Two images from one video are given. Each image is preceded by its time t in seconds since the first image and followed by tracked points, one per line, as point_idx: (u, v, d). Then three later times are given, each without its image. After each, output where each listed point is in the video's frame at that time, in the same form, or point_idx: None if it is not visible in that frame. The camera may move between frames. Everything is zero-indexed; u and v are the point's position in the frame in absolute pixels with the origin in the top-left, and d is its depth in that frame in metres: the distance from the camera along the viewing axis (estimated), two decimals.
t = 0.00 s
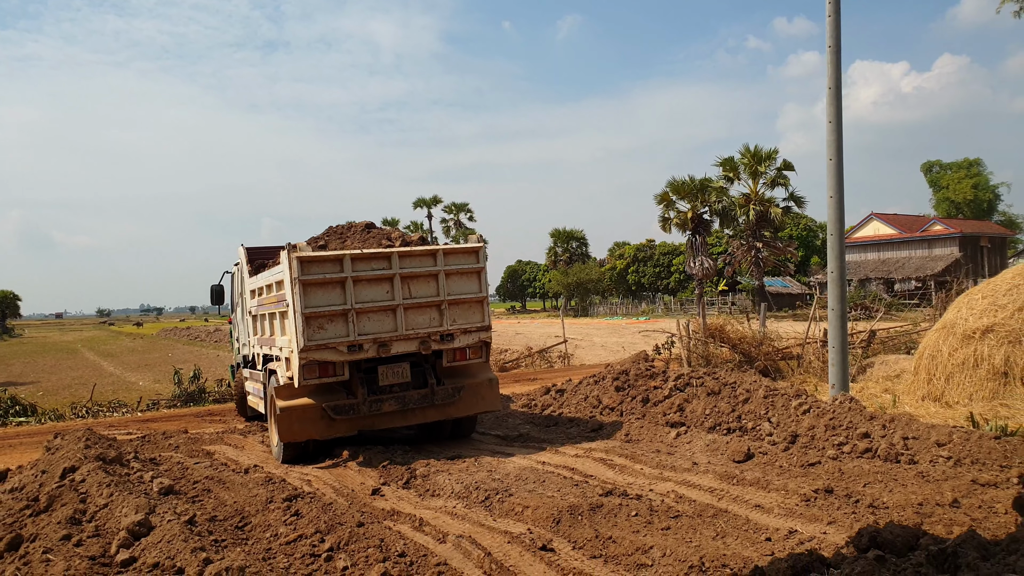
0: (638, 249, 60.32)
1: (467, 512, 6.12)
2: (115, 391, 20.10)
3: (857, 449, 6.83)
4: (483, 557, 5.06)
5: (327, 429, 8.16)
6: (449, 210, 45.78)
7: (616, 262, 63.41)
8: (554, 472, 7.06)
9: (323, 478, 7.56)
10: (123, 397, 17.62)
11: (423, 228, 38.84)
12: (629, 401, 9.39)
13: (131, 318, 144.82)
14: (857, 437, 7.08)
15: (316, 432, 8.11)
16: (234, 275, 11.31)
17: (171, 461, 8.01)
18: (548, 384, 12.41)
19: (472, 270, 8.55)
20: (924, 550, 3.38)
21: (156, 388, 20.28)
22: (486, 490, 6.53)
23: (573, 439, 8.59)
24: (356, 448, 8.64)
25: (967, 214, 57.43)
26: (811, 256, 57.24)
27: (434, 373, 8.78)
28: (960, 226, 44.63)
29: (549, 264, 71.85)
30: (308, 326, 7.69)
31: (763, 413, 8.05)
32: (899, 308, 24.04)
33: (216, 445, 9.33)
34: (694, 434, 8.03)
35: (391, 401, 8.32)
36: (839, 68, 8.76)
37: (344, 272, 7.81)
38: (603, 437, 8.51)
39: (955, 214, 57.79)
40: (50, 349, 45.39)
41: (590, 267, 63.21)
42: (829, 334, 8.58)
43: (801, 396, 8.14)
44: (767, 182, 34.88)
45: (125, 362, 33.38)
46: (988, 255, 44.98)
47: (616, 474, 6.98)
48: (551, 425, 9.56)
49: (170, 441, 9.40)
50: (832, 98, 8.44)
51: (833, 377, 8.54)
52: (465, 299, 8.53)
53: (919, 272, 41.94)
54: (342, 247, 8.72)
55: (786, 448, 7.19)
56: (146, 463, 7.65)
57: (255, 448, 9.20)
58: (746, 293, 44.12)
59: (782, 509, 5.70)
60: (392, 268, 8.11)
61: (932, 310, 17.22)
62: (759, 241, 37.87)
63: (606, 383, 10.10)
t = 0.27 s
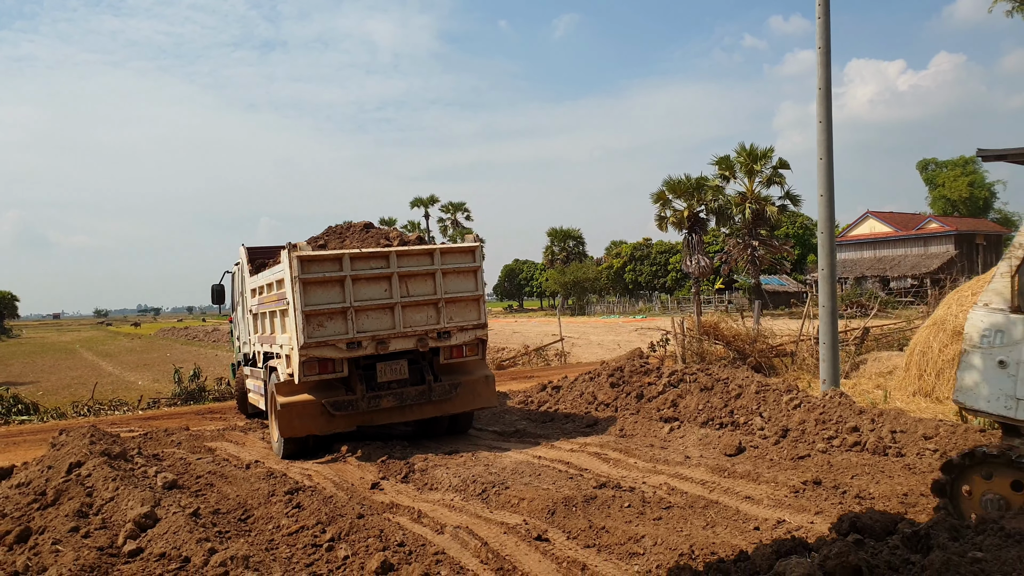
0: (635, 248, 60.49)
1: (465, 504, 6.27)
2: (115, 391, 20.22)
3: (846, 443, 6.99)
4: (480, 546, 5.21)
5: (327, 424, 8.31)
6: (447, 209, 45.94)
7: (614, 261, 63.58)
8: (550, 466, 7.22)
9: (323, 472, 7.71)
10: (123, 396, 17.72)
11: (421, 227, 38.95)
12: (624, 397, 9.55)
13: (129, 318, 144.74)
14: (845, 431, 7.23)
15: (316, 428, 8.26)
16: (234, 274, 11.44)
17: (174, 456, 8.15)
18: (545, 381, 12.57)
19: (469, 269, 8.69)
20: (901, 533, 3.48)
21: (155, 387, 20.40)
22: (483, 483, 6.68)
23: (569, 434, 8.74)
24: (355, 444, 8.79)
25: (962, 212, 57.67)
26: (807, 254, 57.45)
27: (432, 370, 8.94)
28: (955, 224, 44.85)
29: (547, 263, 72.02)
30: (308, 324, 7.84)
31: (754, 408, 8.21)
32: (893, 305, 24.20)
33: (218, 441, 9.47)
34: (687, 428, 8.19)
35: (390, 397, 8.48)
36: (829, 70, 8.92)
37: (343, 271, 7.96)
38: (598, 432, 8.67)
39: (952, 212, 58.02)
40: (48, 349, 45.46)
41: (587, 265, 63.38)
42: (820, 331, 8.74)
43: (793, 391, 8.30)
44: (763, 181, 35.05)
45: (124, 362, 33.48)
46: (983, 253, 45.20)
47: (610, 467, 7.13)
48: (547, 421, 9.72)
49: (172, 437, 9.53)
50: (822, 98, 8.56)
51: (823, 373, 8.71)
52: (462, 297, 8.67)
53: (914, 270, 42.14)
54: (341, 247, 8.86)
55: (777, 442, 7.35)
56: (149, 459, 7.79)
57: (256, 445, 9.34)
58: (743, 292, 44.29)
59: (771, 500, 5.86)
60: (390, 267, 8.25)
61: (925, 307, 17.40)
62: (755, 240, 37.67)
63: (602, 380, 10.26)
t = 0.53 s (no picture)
0: (633, 247, 60.66)
1: (461, 496, 6.43)
2: (115, 389, 20.35)
3: (834, 436, 7.16)
4: (476, 535, 5.37)
5: (326, 419, 8.47)
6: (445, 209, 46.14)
7: (612, 260, 63.75)
8: (545, 459, 7.38)
9: (323, 466, 7.86)
10: (124, 394, 17.87)
11: (420, 227, 39.12)
12: (619, 393, 9.72)
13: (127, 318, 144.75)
14: (834, 424, 7.40)
15: (315, 423, 8.42)
16: (235, 272, 11.61)
17: (176, 451, 8.30)
18: (541, 378, 12.74)
19: (465, 267, 8.83)
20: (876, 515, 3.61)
21: (155, 386, 20.53)
22: (480, 476, 6.84)
23: (565, 429, 8.91)
24: (354, 439, 8.95)
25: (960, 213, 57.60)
26: (804, 253, 57.63)
27: (429, 366, 9.09)
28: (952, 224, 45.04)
29: (545, 262, 72.17)
30: (306, 321, 8.00)
31: (746, 403, 8.38)
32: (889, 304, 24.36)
33: (219, 437, 9.62)
34: (680, 423, 8.35)
35: (387, 393, 8.64)
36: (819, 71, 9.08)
37: (341, 269, 8.11)
38: (593, 427, 8.84)
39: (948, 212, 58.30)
40: (47, 349, 45.57)
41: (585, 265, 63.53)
42: (810, 328, 8.92)
43: (783, 386, 8.47)
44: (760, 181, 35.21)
45: (123, 361, 33.63)
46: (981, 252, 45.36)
47: (604, 460, 7.29)
48: (543, 416, 9.88)
49: (174, 433, 9.68)
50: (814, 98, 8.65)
51: (814, 368, 8.88)
52: (457, 295, 8.82)
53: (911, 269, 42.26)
54: (339, 245, 9.02)
55: (767, 435, 7.52)
56: (152, 453, 7.94)
57: (256, 440, 9.49)
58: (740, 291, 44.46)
59: (759, 490, 6.02)
60: (387, 265, 8.40)
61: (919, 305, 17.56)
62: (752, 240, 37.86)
63: (597, 376, 10.43)
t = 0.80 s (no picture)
0: (629, 245, 60.77)
1: (457, 490, 6.53)
2: (110, 387, 20.38)
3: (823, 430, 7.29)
4: (470, 527, 5.48)
5: (322, 415, 8.57)
6: (440, 207, 46.18)
7: (608, 258, 63.85)
8: (539, 454, 7.49)
9: (320, 461, 7.96)
10: (120, 391, 17.93)
11: (416, 225, 39.18)
12: (613, 388, 9.85)
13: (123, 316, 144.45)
14: (823, 420, 7.53)
15: (312, 418, 8.52)
16: (232, 269, 11.68)
17: (174, 446, 8.39)
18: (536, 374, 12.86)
19: (460, 264, 8.93)
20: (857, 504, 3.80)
21: (150, 383, 20.56)
22: (474, 470, 6.95)
23: (559, 424, 9.03)
24: (350, 434, 9.06)
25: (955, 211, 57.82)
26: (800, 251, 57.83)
27: (425, 363, 9.20)
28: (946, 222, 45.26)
29: (542, 260, 72.25)
30: (303, 317, 8.09)
31: (737, 399, 8.51)
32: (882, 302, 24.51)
33: (217, 432, 9.71)
34: (672, 418, 8.48)
35: (383, 388, 8.74)
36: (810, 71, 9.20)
37: (338, 267, 8.20)
38: (587, 422, 8.96)
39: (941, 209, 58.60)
40: (42, 346, 45.51)
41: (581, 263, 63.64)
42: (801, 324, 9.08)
43: (774, 382, 8.61)
44: (755, 179, 35.32)
45: (118, 358, 33.62)
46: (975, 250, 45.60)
47: (597, 455, 7.41)
48: (538, 412, 10.01)
49: (172, 429, 9.76)
50: (804, 98, 8.73)
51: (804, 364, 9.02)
52: (453, 292, 8.92)
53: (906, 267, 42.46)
54: (336, 243, 9.11)
55: (757, 430, 7.65)
56: (150, 448, 8.03)
57: (254, 435, 9.58)
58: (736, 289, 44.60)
59: (748, 483, 6.15)
60: (383, 262, 8.49)
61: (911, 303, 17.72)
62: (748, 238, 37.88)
63: (591, 372, 10.56)
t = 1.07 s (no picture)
0: (619, 244, 61.01)
1: (447, 485, 6.64)
2: (100, 385, 20.33)
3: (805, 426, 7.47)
4: (460, 521, 5.59)
5: (314, 412, 8.65)
6: (431, 206, 46.23)
7: (598, 256, 64.06)
8: (528, 449, 7.62)
9: (311, 457, 8.05)
10: (110, 389, 17.92)
11: (406, 223, 39.25)
12: (601, 385, 10.00)
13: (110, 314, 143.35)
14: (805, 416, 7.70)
15: (303, 415, 8.60)
16: (223, 266, 11.73)
17: (165, 443, 8.45)
18: (526, 372, 12.99)
19: (450, 263, 9.03)
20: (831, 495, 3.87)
21: (139, 381, 20.53)
22: (464, 465, 7.06)
23: (547, 421, 9.16)
24: (341, 431, 9.15)
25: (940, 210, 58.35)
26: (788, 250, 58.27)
27: (415, 360, 9.28)
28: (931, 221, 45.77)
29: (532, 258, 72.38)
30: (294, 315, 8.17)
31: (722, 395, 8.67)
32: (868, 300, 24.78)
33: (208, 429, 9.76)
34: (659, 414, 8.63)
35: (374, 386, 8.83)
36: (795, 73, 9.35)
37: (329, 265, 8.28)
38: (575, 418, 9.10)
39: (926, 208, 59.02)
40: (29, 344, 45.19)
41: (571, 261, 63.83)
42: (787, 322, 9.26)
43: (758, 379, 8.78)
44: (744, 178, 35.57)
45: (106, 357, 33.47)
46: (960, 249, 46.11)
47: (584, 450, 7.54)
48: (527, 409, 10.14)
49: (163, 426, 9.81)
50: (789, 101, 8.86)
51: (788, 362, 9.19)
52: (443, 291, 9.02)
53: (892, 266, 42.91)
54: (327, 241, 9.18)
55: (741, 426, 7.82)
56: (142, 445, 8.08)
57: (245, 432, 9.65)
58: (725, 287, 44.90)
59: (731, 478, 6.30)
60: (374, 261, 8.57)
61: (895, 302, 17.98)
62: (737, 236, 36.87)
63: (580, 370, 10.70)
